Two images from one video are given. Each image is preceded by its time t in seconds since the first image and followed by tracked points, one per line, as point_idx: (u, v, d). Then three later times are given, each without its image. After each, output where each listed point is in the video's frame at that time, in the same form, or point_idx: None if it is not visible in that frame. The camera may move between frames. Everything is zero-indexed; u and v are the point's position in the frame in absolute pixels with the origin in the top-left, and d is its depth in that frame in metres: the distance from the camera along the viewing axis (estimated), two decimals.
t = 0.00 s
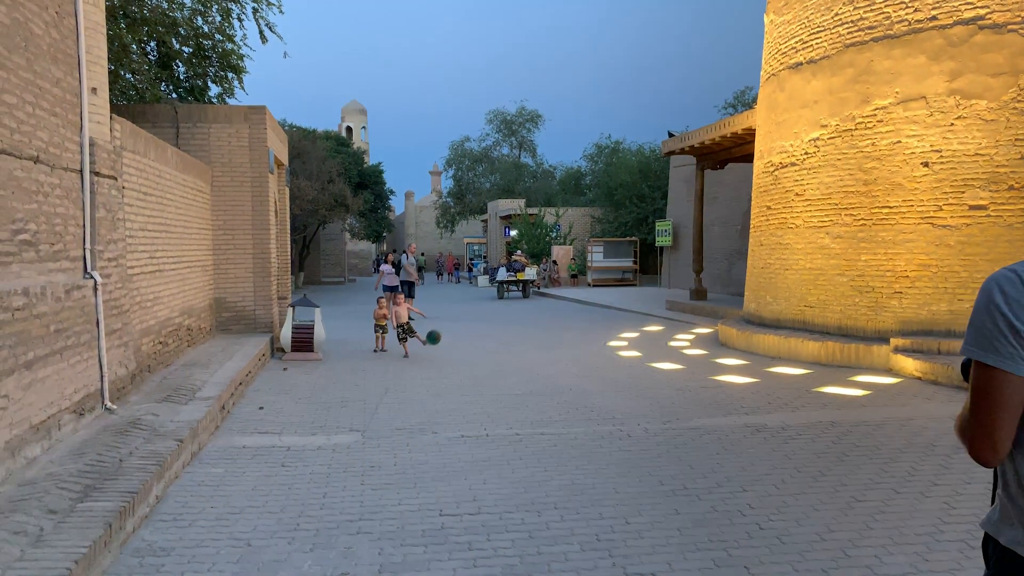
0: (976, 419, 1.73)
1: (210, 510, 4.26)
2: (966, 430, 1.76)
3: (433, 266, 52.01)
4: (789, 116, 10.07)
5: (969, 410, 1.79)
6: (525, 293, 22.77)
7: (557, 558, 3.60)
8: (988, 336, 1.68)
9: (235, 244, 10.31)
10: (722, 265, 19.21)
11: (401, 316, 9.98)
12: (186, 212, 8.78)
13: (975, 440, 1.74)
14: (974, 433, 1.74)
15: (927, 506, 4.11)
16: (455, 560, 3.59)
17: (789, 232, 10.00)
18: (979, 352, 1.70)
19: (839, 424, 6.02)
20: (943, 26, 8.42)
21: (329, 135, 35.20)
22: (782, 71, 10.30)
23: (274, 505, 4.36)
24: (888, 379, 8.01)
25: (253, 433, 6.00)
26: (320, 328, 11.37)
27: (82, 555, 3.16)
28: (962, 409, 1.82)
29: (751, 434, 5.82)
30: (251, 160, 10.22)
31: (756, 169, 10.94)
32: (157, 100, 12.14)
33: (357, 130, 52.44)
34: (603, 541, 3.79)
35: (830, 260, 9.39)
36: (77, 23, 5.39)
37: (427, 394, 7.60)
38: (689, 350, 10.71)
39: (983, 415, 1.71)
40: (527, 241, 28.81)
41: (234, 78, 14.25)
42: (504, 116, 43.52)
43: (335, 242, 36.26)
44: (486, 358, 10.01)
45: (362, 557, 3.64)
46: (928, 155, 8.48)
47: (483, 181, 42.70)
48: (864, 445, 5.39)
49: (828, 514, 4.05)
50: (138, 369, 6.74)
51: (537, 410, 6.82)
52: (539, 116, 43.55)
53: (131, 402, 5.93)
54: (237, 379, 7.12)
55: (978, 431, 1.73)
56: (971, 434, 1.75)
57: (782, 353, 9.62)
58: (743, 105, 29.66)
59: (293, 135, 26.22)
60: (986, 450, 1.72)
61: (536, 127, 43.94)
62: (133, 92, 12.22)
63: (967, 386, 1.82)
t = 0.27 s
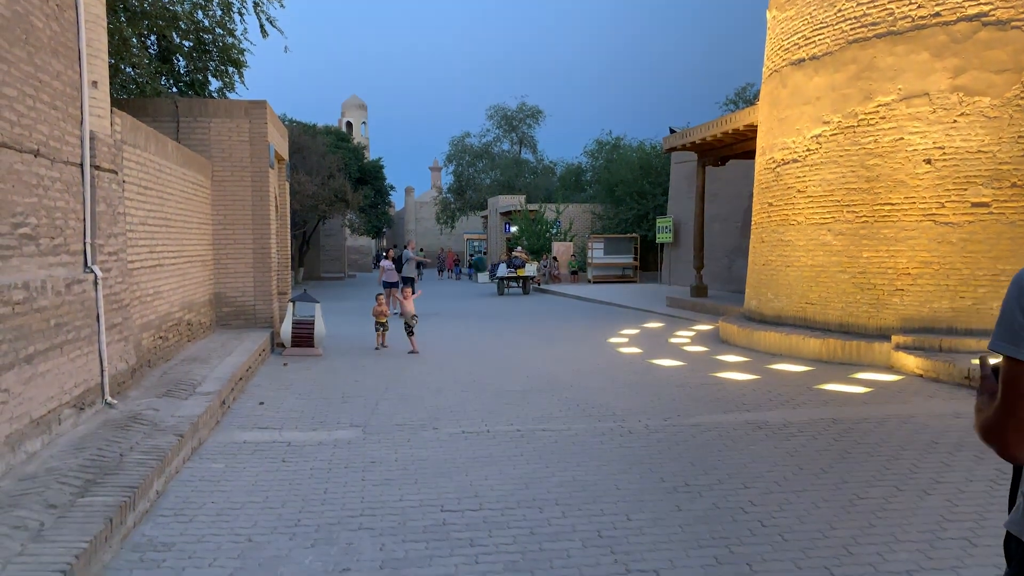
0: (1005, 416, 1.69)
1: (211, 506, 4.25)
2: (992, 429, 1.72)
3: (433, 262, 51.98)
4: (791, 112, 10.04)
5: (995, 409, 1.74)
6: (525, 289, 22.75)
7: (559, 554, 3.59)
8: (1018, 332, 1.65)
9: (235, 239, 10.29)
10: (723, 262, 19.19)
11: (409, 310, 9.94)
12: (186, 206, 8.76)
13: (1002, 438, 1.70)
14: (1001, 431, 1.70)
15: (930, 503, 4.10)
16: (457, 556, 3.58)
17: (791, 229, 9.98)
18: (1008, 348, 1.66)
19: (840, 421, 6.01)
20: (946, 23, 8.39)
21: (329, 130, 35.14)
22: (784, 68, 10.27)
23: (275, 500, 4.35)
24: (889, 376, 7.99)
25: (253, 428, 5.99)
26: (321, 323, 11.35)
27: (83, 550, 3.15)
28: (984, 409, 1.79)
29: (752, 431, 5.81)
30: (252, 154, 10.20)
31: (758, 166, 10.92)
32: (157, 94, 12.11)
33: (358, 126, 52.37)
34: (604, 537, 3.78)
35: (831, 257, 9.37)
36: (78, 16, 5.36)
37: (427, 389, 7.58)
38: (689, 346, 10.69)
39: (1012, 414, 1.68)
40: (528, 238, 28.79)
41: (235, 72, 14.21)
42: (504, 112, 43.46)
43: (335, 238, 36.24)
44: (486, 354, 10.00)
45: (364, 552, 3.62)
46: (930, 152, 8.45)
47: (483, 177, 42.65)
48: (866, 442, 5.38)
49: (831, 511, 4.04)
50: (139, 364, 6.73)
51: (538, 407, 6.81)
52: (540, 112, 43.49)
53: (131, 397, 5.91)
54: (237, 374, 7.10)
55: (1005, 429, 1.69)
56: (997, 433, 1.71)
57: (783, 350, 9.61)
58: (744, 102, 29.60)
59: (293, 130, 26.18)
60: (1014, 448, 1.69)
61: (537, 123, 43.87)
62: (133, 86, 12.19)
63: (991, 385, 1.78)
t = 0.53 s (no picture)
0: None
1: (211, 498, 4.22)
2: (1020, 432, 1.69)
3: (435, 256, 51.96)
4: (798, 112, 9.99)
5: None
6: (527, 285, 22.72)
7: (561, 553, 3.56)
8: None
9: (238, 230, 10.26)
10: (726, 261, 19.14)
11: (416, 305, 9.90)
12: (189, 197, 8.72)
13: None
14: None
15: (935, 507, 4.07)
16: (459, 553, 3.55)
17: (796, 229, 9.94)
18: None
19: (844, 423, 5.98)
20: (956, 23, 8.34)
21: (333, 123, 35.07)
22: (792, 66, 10.21)
23: (275, 494, 4.33)
24: (892, 378, 7.95)
25: (254, 420, 5.96)
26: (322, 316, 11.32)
27: (82, 541, 3.12)
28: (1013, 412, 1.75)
29: (755, 431, 5.77)
30: (256, 146, 10.15)
31: (763, 165, 10.87)
32: (162, 84, 12.06)
33: (362, 119, 52.31)
34: (607, 537, 3.75)
35: (836, 257, 9.33)
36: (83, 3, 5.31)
37: (429, 384, 7.55)
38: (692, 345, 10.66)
39: None
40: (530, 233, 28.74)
41: (240, 63, 14.17)
42: (509, 108, 43.37)
43: (338, 231, 36.21)
44: (488, 349, 9.97)
45: (364, 548, 3.60)
46: (938, 153, 8.40)
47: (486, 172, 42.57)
48: (870, 444, 5.35)
49: (835, 513, 4.01)
50: (140, 354, 6.70)
51: (540, 403, 6.77)
52: (544, 108, 43.40)
53: (132, 387, 5.89)
54: (239, 366, 7.08)
55: None
56: None
57: (786, 350, 9.56)
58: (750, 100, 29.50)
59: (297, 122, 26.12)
60: None
61: (541, 119, 43.78)
62: (138, 75, 12.15)
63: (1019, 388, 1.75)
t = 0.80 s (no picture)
0: None
1: (209, 498, 4.16)
2: None
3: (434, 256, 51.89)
4: (803, 116, 9.94)
5: None
6: (526, 286, 22.66)
7: (565, 560, 3.50)
8: None
9: (238, 227, 10.19)
10: (726, 265, 19.09)
11: (416, 305, 9.83)
12: (190, 192, 8.65)
13: None
14: None
15: (943, 518, 4.02)
16: (461, 558, 3.49)
17: (799, 234, 9.89)
18: None
19: (848, 430, 5.92)
20: (965, 30, 8.30)
21: (334, 121, 35.00)
22: (798, 71, 10.17)
23: (274, 494, 4.26)
24: (896, 385, 7.89)
25: (253, 418, 5.89)
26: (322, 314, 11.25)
27: (77, 541, 3.06)
28: None
29: (758, 437, 5.72)
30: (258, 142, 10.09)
31: (767, 169, 10.83)
32: (164, 78, 11.99)
33: (363, 117, 52.25)
34: (611, 543, 3.69)
35: (839, 263, 9.28)
36: None
37: (430, 385, 7.49)
38: (693, 349, 10.60)
39: None
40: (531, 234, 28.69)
41: (243, 59, 14.10)
42: (510, 108, 43.33)
43: (337, 228, 36.13)
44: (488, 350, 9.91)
45: (365, 551, 3.54)
46: (944, 160, 8.36)
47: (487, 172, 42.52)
48: (875, 452, 5.29)
49: (842, 523, 3.96)
50: (138, 350, 6.63)
51: (542, 405, 6.72)
52: (546, 109, 43.36)
53: (130, 383, 5.82)
54: (238, 363, 7.01)
55: None
56: None
57: (787, 356, 9.51)
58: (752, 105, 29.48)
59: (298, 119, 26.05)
60: None
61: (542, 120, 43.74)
62: (140, 69, 12.09)
63: None
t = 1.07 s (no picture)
0: None
1: (199, 510, 4.06)
2: None
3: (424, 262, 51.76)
4: (797, 125, 9.96)
5: None
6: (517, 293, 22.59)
7: None
8: None
9: (228, 232, 10.08)
10: (717, 273, 19.10)
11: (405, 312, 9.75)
12: (180, 197, 8.54)
13: None
14: None
15: (945, 532, 3.98)
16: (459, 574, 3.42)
17: (792, 243, 9.89)
18: None
19: (846, 441, 5.89)
20: (958, 41, 8.33)
21: (325, 126, 34.89)
22: (791, 80, 10.19)
23: (266, 507, 4.17)
24: (890, 395, 7.87)
25: (243, 428, 5.79)
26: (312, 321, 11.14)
27: (63, 557, 2.96)
28: None
29: (755, 448, 5.67)
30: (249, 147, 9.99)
31: (760, 178, 10.84)
32: (154, 82, 11.87)
33: (354, 123, 52.13)
34: (612, 559, 3.62)
35: (833, 272, 9.28)
36: None
37: (423, 393, 7.40)
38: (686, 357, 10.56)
39: None
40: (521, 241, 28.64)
41: (235, 63, 14.00)
42: (502, 115, 43.34)
43: (327, 234, 35.96)
44: (480, 358, 9.83)
45: (360, 567, 3.45)
46: (937, 170, 8.38)
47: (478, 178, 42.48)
48: (873, 464, 5.25)
49: (844, 537, 3.91)
50: (126, 357, 6.51)
51: (537, 415, 6.65)
52: (537, 116, 43.40)
53: (118, 392, 5.71)
54: (228, 371, 6.90)
55: None
56: None
57: (780, 365, 9.48)
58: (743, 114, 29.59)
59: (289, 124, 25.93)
60: None
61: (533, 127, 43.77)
62: (131, 72, 11.98)
63: None
